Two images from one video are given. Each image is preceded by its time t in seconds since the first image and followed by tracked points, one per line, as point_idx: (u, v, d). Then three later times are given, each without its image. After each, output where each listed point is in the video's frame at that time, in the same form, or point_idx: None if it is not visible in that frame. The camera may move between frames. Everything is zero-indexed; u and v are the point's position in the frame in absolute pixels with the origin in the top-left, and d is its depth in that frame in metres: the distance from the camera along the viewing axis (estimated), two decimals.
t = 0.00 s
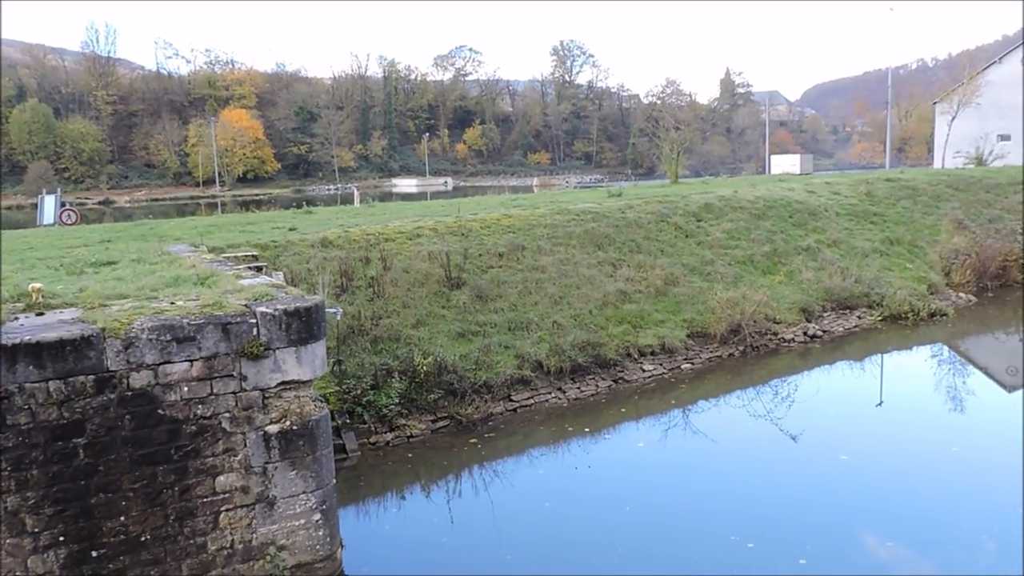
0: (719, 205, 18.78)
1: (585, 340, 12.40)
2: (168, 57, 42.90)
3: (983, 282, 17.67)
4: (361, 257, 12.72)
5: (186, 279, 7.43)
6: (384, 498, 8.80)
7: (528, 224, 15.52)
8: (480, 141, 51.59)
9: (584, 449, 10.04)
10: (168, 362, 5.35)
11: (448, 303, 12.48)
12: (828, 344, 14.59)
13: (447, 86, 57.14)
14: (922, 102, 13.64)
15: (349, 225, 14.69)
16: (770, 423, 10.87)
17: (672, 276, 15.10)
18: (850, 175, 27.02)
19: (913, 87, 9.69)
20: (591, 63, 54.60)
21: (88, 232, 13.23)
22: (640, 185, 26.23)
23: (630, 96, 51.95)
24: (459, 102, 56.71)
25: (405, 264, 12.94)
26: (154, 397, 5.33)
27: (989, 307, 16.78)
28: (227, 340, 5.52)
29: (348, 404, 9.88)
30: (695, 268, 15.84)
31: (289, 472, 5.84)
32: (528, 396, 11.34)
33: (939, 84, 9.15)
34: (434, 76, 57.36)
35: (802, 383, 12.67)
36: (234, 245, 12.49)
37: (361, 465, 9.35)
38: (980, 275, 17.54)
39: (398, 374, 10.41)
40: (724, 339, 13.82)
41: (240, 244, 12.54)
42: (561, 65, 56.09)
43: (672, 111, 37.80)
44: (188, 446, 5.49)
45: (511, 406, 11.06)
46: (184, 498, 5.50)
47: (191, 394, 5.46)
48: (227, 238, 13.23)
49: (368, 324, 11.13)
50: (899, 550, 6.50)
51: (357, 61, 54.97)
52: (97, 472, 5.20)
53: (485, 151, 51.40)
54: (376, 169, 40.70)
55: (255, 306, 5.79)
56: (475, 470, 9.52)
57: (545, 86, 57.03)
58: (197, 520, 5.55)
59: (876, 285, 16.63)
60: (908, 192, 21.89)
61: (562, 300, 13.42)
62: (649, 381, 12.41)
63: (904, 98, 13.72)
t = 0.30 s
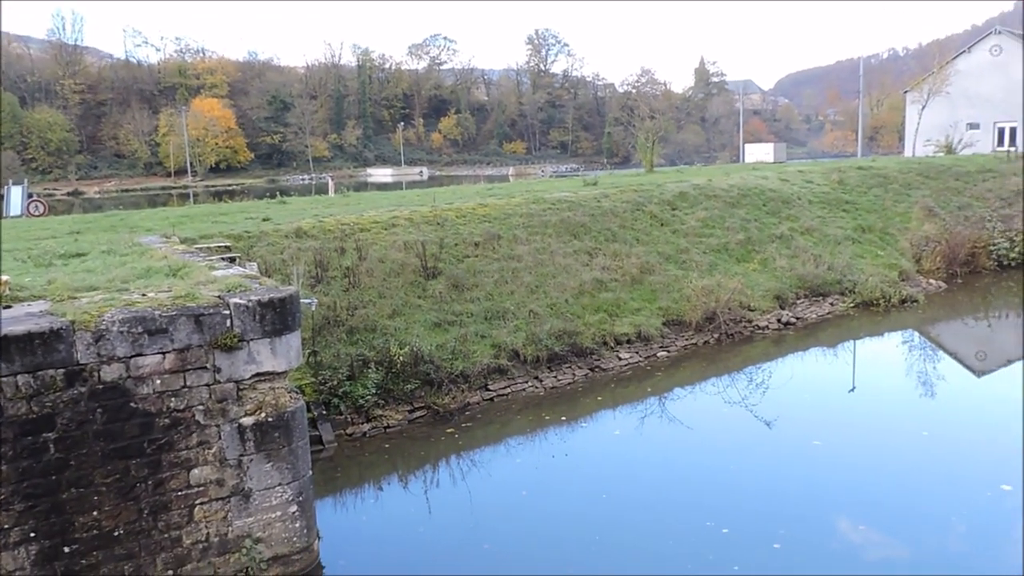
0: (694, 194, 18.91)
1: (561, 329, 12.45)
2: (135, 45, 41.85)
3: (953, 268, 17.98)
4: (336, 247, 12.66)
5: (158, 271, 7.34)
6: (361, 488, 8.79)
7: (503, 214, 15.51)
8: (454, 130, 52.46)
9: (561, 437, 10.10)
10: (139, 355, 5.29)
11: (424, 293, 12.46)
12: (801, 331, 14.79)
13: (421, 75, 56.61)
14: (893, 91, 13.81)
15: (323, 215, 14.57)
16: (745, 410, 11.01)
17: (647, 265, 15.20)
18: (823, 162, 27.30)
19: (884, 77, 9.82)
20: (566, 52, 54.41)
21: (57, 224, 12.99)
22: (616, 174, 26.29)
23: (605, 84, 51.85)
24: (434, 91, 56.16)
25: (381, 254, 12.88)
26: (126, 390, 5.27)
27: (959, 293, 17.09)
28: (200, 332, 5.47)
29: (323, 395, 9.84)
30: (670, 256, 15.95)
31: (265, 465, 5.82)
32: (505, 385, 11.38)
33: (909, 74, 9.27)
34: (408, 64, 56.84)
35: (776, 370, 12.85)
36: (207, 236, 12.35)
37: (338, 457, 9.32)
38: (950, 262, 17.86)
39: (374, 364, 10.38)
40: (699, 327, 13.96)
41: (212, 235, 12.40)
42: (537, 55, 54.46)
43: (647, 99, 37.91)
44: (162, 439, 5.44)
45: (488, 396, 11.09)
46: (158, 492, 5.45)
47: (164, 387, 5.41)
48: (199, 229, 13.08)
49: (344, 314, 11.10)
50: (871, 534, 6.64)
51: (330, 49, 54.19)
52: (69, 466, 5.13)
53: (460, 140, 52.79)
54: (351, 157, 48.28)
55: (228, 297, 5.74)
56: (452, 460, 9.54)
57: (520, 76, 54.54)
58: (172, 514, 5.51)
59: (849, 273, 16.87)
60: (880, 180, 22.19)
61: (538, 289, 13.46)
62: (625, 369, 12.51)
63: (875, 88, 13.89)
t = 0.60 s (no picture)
0: (665, 184, 19.06)
1: (533, 320, 12.51)
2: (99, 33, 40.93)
3: (919, 257, 18.36)
4: (307, 238, 12.58)
5: (124, 263, 7.25)
6: (334, 481, 8.78)
7: (476, 204, 15.51)
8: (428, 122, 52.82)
9: (533, 427, 10.18)
10: (107, 347, 5.24)
11: (396, 284, 12.45)
12: (771, 320, 15.04)
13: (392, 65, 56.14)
14: (861, 82, 14.01)
15: (294, 206, 14.44)
16: (716, 398, 11.19)
17: (619, 255, 15.32)
18: (791, 153, 27.67)
19: (852, 68, 9.96)
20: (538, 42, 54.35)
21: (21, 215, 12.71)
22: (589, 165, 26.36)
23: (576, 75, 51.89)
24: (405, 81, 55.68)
25: (352, 245, 12.83)
26: (94, 383, 5.22)
27: (924, 282, 17.47)
28: (168, 324, 5.44)
29: (295, 387, 9.81)
30: (642, 247, 16.09)
31: (236, 457, 5.81)
32: (477, 376, 11.43)
33: (878, 63, 9.42)
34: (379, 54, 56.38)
35: (746, 358, 13.05)
36: (175, 228, 12.18)
37: (310, 449, 9.31)
38: (916, 251, 18.21)
39: (346, 356, 10.36)
40: (670, 317, 14.12)
41: (181, 227, 12.23)
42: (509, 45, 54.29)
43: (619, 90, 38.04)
44: (130, 433, 5.40)
45: (460, 386, 11.14)
46: (127, 486, 5.42)
47: (132, 380, 5.37)
48: (167, 220, 12.90)
49: (315, 306, 11.07)
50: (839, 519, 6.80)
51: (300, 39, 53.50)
52: (35, 461, 5.07)
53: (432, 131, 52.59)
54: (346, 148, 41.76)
55: (197, 289, 5.70)
56: (426, 451, 9.58)
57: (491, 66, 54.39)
58: (141, 507, 5.48)
59: (817, 262, 17.16)
60: (847, 170, 22.54)
61: (511, 280, 13.51)
62: (597, 359, 12.63)
63: (843, 78, 14.08)
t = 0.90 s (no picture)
0: (640, 175, 19.16)
1: (510, 311, 12.53)
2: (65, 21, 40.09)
3: (891, 248, 18.65)
4: (282, 230, 12.49)
5: (95, 254, 7.17)
6: (310, 474, 8.75)
7: (451, 195, 15.49)
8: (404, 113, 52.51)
9: (510, 418, 10.23)
10: (78, 340, 5.18)
11: (372, 276, 12.41)
12: (745, 310, 15.22)
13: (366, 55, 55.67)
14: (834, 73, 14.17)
15: (269, 197, 14.31)
16: (692, 388, 11.32)
17: (595, 247, 15.40)
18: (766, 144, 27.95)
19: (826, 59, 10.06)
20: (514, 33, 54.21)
21: None
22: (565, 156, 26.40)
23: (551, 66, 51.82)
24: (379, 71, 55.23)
25: (327, 237, 12.75)
26: (64, 377, 5.16)
27: (896, 272, 17.75)
28: (141, 317, 5.39)
29: (270, 379, 9.76)
30: (618, 238, 16.19)
31: (210, 451, 5.78)
32: (454, 368, 11.45)
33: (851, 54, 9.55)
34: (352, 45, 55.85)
35: (721, 348, 13.20)
36: (147, 219, 12.02)
37: (286, 442, 9.27)
38: (888, 242, 18.51)
39: (322, 348, 10.32)
40: (647, 308, 14.24)
41: (153, 218, 12.07)
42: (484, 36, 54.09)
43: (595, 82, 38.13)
44: (102, 427, 5.34)
45: (437, 378, 11.15)
46: (99, 480, 5.36)
47: (104, 373, 5.31)
48: (139, 212, 12.73)
49: (290, 298, 11.02)
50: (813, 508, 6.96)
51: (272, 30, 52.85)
52: (4, 456, 5.00)
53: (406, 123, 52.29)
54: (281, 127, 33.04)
55: (170, 281, 5.65)
56: (403, 443, 9.58)
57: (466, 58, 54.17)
58: (114, 502, 5.43)
59: (791, 253, 17.38)
60: (820, 162, 22.81)
61: (487, 272, 13.52)
62: (573, 350, 12.70)
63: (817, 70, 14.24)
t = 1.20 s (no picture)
0: (613, 169, 19.26)
1: (483, 305, 12.55)
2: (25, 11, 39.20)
3: (859, 241, 18.98)
4: (253, 224, 12.37)
5: (61, 248, 7.05)
6: (283, 469, 8.71)
7: (424, 189, 15.44)
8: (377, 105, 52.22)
9: (485, 412, 10.27)
10: (44, 336, 5.10)
11: (344, 270, 12.34)
12: (717, 303, 15.41)
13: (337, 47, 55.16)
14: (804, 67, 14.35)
15: (240, 191, 14.14)
16: (664, 380, 11.45)
17: (568, 240, 15.46)
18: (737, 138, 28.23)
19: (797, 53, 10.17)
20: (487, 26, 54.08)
21: None
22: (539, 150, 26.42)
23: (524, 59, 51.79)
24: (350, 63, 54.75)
25: (299, 230, 12.65)
26: (31, 373, 5.07)
27: (864, 264, 18.08)
28: (109, 312, 5.32)
29: (242, 374, 9.67)
30: (591, 232, 16.28)
31: (180, 447, 5.73)
32: (428, 361, 11.45)
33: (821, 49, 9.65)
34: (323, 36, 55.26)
35: (694, 340, 13.36)
36: (115, 212, 11.82)
37: (258, 437, 9.21)
38: (857, 234, 18.84)
39: (294, 343, 10.25)
40: (620, 301, 14.35)
41: (121, 211, 11.87)
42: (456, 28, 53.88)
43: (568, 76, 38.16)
44: (70, 423, 5.27)
45: (411, 372, 11.15)
46: (67, 478, 5.29)
47: (71, 368, 5.24)
48: (106, 205, 12.49)
49: (262, 293, 10.94)
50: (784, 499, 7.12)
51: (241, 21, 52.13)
52: None
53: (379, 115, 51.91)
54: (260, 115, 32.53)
55: (139, 275, 5.59)
56: (377, 438, 9.56)
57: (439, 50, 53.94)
58: (82, 499, 5.36)
59: (762, 246, 17.61)
60: (790, 156, 23.12)
61: (460, 265, 13.52)
62: (547, 344, 12.77)
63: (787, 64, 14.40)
